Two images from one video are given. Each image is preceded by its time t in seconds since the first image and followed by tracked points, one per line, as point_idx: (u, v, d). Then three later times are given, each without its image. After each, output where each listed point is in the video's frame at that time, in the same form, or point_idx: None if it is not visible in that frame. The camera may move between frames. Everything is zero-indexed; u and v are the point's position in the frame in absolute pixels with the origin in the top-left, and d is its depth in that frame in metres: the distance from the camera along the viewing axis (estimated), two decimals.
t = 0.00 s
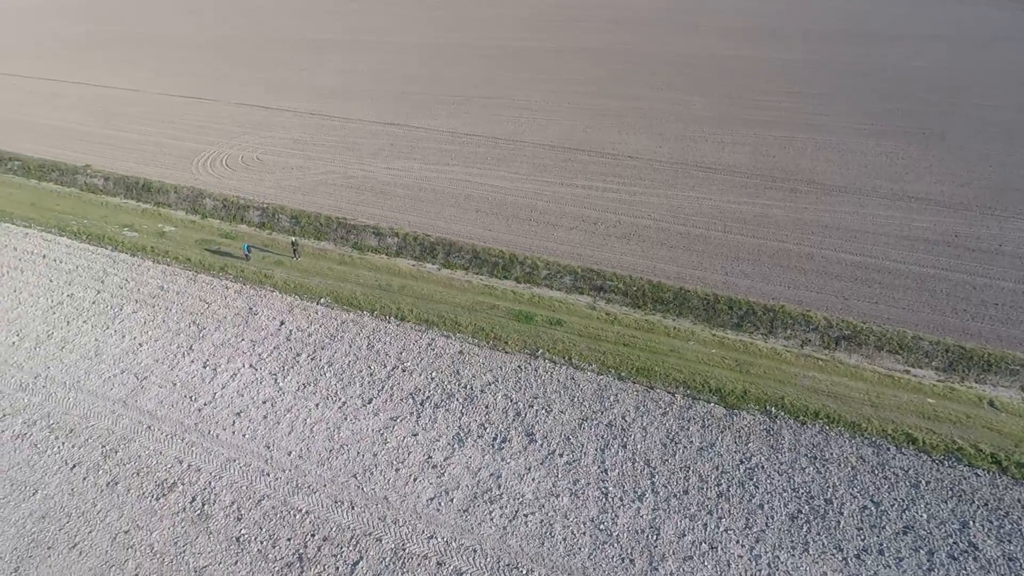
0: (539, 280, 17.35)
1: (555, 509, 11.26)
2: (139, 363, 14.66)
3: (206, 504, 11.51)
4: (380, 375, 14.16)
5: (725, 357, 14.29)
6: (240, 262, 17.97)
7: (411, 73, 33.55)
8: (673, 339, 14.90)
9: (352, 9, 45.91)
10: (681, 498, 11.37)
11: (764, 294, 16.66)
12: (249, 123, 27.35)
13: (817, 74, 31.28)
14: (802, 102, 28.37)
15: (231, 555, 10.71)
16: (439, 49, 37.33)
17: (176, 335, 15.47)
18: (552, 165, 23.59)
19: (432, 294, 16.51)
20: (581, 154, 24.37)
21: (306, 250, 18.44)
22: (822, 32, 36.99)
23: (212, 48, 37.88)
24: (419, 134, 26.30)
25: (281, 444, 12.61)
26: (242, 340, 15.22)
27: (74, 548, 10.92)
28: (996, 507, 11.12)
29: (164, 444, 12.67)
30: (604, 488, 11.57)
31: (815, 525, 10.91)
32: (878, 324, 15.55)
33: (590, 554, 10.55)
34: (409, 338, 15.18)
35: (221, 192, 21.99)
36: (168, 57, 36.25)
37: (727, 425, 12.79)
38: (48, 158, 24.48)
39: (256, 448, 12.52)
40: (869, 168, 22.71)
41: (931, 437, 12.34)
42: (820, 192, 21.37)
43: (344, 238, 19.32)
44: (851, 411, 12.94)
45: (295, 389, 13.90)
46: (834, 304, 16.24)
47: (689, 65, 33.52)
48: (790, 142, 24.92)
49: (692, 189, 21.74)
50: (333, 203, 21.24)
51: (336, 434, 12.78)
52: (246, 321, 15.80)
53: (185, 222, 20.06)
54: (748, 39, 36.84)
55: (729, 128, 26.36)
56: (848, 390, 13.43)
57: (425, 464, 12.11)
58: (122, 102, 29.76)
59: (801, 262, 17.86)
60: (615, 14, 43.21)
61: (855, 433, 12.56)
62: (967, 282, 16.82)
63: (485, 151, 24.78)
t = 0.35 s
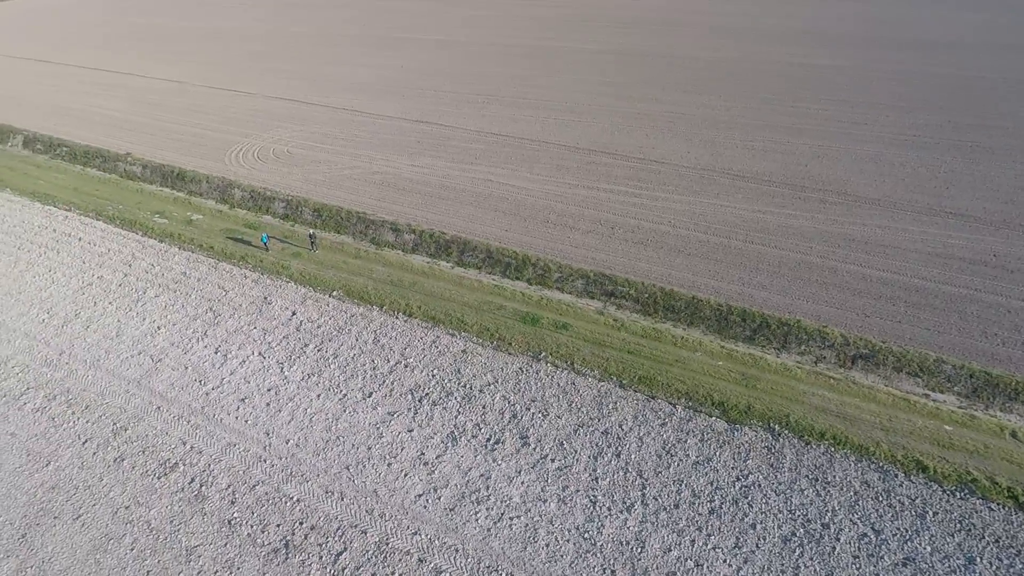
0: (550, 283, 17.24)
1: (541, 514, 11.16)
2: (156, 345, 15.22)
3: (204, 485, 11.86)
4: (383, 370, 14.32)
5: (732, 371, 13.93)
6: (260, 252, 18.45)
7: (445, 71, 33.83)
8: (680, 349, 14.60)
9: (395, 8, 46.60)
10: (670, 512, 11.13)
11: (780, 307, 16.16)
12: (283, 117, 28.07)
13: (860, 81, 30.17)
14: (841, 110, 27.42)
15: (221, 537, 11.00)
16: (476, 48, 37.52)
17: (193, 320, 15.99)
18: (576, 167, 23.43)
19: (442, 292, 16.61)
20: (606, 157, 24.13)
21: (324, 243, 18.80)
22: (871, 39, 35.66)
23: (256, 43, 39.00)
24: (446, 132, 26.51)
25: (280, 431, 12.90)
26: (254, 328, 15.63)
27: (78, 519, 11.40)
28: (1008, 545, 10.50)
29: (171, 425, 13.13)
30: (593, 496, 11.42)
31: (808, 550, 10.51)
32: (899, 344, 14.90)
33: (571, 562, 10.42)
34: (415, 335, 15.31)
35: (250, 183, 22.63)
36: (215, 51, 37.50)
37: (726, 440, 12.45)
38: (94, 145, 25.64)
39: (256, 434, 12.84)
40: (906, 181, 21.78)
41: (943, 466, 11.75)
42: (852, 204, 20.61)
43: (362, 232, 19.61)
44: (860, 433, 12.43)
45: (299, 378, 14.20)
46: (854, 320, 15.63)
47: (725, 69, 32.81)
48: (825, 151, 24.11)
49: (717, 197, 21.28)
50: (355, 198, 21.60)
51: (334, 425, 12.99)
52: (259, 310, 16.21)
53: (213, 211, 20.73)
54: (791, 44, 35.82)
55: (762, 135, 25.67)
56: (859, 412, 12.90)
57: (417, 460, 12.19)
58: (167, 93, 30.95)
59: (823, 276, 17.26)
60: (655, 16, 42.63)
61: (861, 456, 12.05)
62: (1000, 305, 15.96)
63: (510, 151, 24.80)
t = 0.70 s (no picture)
0: (561, 286, 17.11)
1: (526, 518, 11.09)
2: (173, 329, 15.75)
3: (203, 467, 12.22)
4: (385, 364, 14.48)
5: (737, 384, 13.55)
6: (280, 243, 18.90)
7: (478, 70, 33.99)
8: (686, 359, 14.28)
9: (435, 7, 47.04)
10: (658, 524, 10.91)
11: (796, 321, 15.65)
12: (316, 112, 28.67)
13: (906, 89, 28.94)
14: (882, 119, 26.37)
15: (214, 518, 11.31)
16: (511, 48, 37.56)
17: (209, 306, 16.48)
18: (599, 170, 23.21)
19: (451, 290, 16.68)
20: (631, 160, 23.83)
21: (342, 237, 19.12)
22: (922, 46, 34.17)
23: (298, 39, 39.94)
24: (473, 131, 26.62)
25: (280, 419, 13.18)
26: (266, 316, 16.01)
27: (83, 492, 11.89)
28: None
29: (178, 406, 13.57)
30: (580, 503, 11.28)
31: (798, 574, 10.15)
32: (919, 365, 14.25)
33: (551, 568, 10.33)
34: (420, 331, 15.41)
35: (278, 175, 23.18)
36: (258, 46, 38.57)
37: (723, 455, 12.13)
38: (136, 133, 26.70)
39: (257, 420, 13.16)
40: (945, 195, 20.80)
41: (952, 497, 11.18)
42: (883, 218, 19.81)
43: (380, 227, 19.85)
44: (866, 457, 11.94)
45: (304, 368, 14.48)
46: (872, 339, 15.03)
47: (764, 74, 31.96)
48: (860, 161, 23.23)
49: (741, 205, 20.75)
50: (377, 193, 21.90)
51: (332, 416, 13.20)
52: (273, 299, 16.60)
53: (239, 201, 21.32)
54: (836, 50, 34.63)
55: (795, 143, 24.91)
56: (867, 435, 12.39)
57: (409, 456, 12.28)
58: (209, 85, 31.99)
59: (845, 291, 16.65)
60: (696, 18, 41.84)
61: (864, 481, 11.57)
62: None
63: (534, 152, 24.75)
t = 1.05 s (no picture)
0: (571, 289, 16.97)
1: (510, 521, 11.05)
2: (190, 314, 16.27)
3: (204, 449, 12.59)
4: (388, 359, 14.64)
5: (740, 398, 13.20)
6: (299, 234, 19.32)
7: (511, 70, 34.03)
8: (691, 370, 13.98)
9: (476, 7, 47.31)
10: (643, 537, 10.71)
11: (810, 336, 15.13)
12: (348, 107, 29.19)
13: (954, 99, 27.65)
14: (925, 130, 25.26)
15: (209, 500, 11.63)
16: (546, 49, 37.46)
17: (226, 293, 16.97)
18: (622, 174, 22.93)
19: (460, 288, 16.74)
20: (655, 165, 23.47)
21: (359, 231, 19.41)
22: (976, 54, 32.60)
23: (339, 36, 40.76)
24: (499, 130, 26.65)
25: (282, 407, 13.47)
26: (279, 306, 16.38)
27: (91, 466, 12.39)
28: None
29: (187, 389, 14.02)
30: (566, 510, 11.16)
31: None
32: (938, 389, 13.59)
33: (530, 572, 10.26)
34: (425, 328, 15.52)
35: (304, 168, 23.67)
36: (299, 42, 39.50)
37: (719, 470, 11.82)
38: (175, 123, 27.67)
39: (259, 407, 13.47)
40: (985, 212, 19.78)
41: (958, 530, 10.62)
42: (916, 233, 18.97)
43: (398, 223, 20.07)
44: (869, 482, 11.46)
45: (310, 358, 14.76)
46: (890, 359, 14.41)
47: (803, 80, 31.01)
48: (896, 173, 22.32)
49: (765, 214, 20.20)
50: (398, 189, 22.15)
51: (331, 407, 13.42)
52: (287, 289, 16.99)
53: (265, 193, 21.88)
54: (883, 56, 33.31)
55: (830, 152, 24.08)
56: (873, 459, 11.89)
57: (401, 451, 12.38)
58: (249, 79, 32.92)
59: (866, 308, 16.02)
60: (738, 21, 40.88)
61: (866, 506, 11.11)
62: None
63: (558, 153, 24.63)
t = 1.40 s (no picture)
0: (581, 293, 16.81)
1: (494, 522, 11.02)
2: (207, 300, 16.78)
3: (206, 432, 12.97)
4: (391, 353, 14.79)
5: (742, 413, 12.85)
6: (319, 227, 19.70)
7: (544, 70, 33.92)
8: (694, 381, 13.67)
9: (515, 7, 47.34)
10: (627, 548, 10.53)
11: (824, 352, 14.60)
12: (380, 104, 29.60)
13: (1006, 111, 26.30)
14: (971, 142, 24.08)
15: (206, 482, 11.98)
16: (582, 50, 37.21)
17: (243, 281, 17.43)
18: (645, 178, 22.59)
19: (470, 287, 16.78)
20: (680, 170, 23.04)
21: (377, 226, 19.67)
22: None
23: (378, 33, 41.37)
24: (525, 130, 26.60)
25: (284, 395, 13.76)
26: (292, 297, 16.73)
27: (101, 441, 12.90)
28: None
29: (197, 372, 14.46)
30: (551, 515, 11.07)
31: None
32: (956, 415, 12.95)
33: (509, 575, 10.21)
34: (431, 324, 15.61)
35: (331, 161, 24.11)
36: (339, 39, 40.25)
37: (712, 485, 11.53)
38: (213, 114, 28.57)
39: (263, 394, 13.80)
40: None
41: (960, 565, 10.10)
42: (949, 251, 18.11)
43: (415, 219, 20.25)
44: (870, 508, 10.99)
45: (316, 349, 15.03)
46: (908, 381, 13.79)
47: (844, 87, 29.96)
48: (935, 187, 21.35)
49: (789, 224, 19.60)
50: (419, 185, 22.35)
51: (331, 398, 13.64)
52: (301, 280, 17.34)
53: (291, 185, 22.38)
54: (933, 65, 31.91)
55: (866, 163, 23.20)
56: (877, 485, 11.40)
57: (394, 445, 12.50)
58: (287, 74, 33.74)
59: (887, 326, 15.36)
60: (783, 25, 39.77)
61: (864, 533, 10.66)
62: None
63: (583, 155, 24.44)
